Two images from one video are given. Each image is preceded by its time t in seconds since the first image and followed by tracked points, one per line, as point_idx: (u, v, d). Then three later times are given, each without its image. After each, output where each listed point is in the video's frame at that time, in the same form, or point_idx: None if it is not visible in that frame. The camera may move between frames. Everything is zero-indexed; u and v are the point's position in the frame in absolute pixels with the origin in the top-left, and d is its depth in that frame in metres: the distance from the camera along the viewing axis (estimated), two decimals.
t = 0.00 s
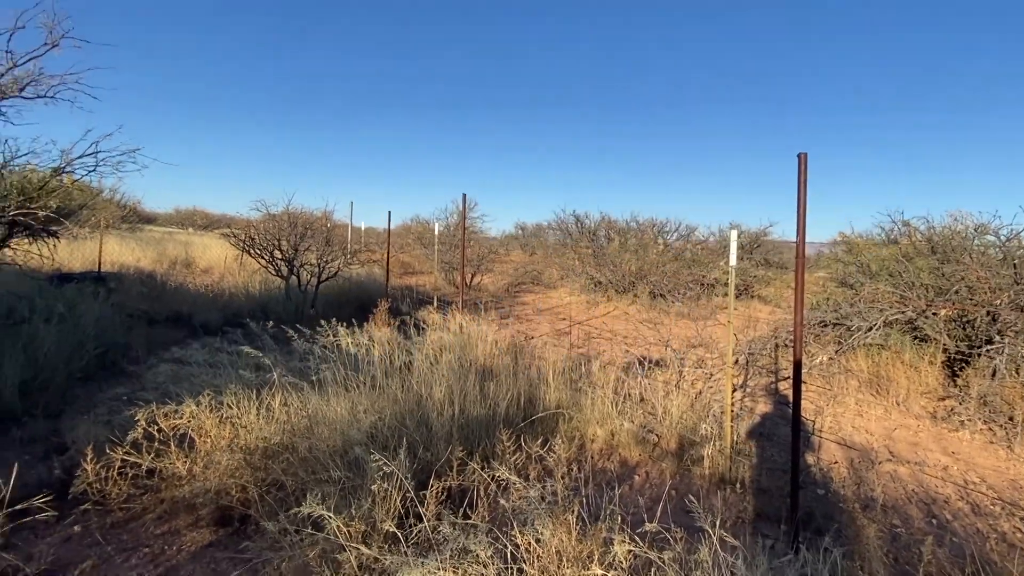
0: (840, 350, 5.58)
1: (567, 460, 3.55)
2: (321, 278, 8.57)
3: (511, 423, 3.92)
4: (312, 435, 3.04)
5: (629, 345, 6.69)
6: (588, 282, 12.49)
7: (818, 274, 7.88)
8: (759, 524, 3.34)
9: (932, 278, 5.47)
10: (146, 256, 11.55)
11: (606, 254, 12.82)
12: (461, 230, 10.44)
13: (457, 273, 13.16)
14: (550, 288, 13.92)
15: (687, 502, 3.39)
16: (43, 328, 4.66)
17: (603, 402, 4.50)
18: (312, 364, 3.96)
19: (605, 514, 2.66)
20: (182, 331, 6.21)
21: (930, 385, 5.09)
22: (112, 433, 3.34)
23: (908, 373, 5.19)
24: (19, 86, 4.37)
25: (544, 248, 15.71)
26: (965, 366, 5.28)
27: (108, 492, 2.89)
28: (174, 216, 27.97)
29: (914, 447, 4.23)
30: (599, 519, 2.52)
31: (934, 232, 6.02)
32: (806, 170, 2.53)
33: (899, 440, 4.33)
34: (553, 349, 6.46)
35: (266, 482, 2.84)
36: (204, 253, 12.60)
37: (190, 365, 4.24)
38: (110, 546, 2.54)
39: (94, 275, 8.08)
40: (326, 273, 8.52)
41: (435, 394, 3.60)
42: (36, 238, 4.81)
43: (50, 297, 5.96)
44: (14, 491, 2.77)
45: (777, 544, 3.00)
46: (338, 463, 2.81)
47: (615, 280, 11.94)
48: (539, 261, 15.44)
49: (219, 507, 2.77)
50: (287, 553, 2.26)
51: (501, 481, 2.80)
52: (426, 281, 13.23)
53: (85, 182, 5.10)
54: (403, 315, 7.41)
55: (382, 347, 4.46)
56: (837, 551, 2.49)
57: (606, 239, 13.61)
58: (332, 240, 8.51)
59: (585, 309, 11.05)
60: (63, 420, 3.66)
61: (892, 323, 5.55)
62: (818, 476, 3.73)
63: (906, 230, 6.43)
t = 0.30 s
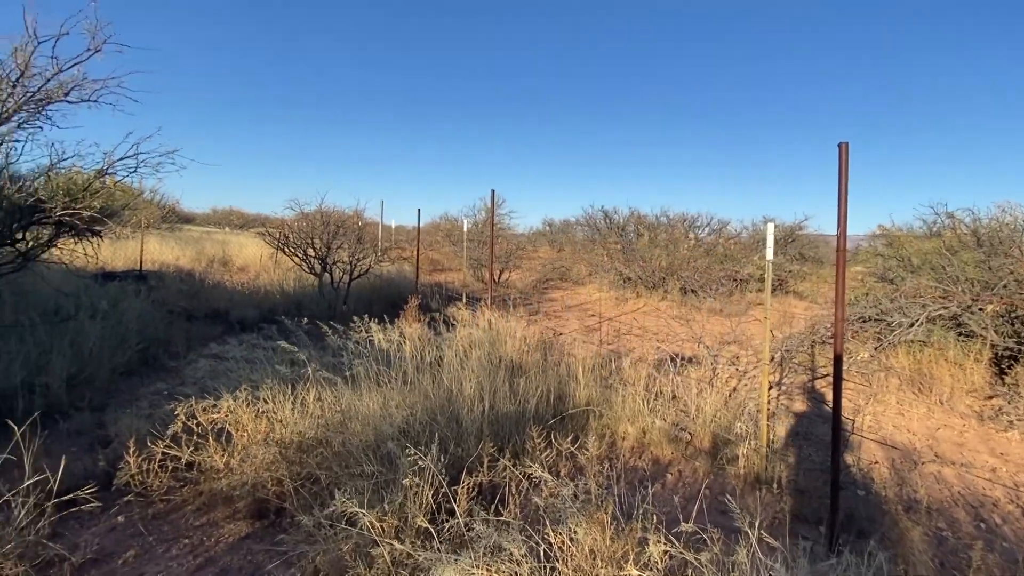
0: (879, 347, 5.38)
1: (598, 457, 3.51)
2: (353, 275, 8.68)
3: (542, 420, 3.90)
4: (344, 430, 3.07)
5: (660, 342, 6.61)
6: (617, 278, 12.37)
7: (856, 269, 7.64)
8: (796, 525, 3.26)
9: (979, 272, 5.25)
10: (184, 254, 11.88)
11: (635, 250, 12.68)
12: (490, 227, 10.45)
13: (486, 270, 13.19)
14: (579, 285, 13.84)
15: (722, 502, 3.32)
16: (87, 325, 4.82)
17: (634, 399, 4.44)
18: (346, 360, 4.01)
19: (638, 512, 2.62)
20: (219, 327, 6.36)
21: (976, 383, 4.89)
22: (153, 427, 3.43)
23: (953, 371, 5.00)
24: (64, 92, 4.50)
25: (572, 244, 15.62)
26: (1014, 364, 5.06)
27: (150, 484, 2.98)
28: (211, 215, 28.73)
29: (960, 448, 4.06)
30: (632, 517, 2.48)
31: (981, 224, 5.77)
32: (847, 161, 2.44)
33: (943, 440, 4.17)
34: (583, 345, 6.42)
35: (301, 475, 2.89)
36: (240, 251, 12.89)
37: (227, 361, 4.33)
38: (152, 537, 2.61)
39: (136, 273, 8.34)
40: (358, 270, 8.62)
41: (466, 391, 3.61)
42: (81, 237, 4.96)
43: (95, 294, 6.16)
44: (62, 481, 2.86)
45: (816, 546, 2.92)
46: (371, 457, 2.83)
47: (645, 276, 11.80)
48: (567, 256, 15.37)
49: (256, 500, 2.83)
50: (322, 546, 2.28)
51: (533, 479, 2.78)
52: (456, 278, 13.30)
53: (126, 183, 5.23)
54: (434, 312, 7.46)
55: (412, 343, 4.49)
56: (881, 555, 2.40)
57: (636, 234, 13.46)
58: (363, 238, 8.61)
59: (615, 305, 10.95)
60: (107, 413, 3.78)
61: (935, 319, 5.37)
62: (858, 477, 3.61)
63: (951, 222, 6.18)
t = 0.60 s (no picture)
0: (930, 345, 5.30)
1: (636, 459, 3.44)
2: (388, 274, 8.76)
3: (578, 420, 3.85)
4: (381, 427, 3.08)
5: (698, 341, 6.46)
6: (652, 276, 12.17)
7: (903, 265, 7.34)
8: (845, 531, 3.12)
9: None
10: (226, 256, 12.20)
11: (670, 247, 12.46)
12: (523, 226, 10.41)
13: (519, 269, 13.16)
14: (613, 283, 13.68)
15: (765, 507, 3.20)
16: (134, 323, 4.97)
17: (672, 399, 4.34)
18: (382, 358, 4.04)
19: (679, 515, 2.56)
20: (258, 325, 6.49)
21: None
22: (197, 423, 3.51)
23: (1010, 371, 4.73)
24: (112, 98, 4.64)
25: (605, 242, 15.46)
26: None
27: (193, 479, 3.04)
28: (250, 218, 29.50)
29: (1021, 453, 3.83)
30: (672, 520, 2.42)
31: None
32: (900, 149, 2.32)
33: (1001, 444, 3.94)
34: (619, 344, 6.31)
35: (339, 472, 2.90)
36: (279, 252, 13.17)
37: (266, 359, 4.41)
38: (195, 531, 2.66)
39: (180, 273, 8.60)
40: (392, 269, 8.70)
41: (501, 389, 3.58)
42: (128, 238, 5.12)
43: (142, 294, 6.36)
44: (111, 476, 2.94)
45: (867, 555, 2.79)
46: (407, 455, 2.83)
47: (680, 273, 11.57)
48: (600, 254, 15.21)
49: (295, 496, 2.85)
50: (360, 543, 2.28)
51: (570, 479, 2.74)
52: (488, 277, 13.30)
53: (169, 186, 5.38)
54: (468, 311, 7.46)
55: (447, 341, 4.49)
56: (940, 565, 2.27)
57: (670, 231, 13.24)
58: (397, 237, 8.68)
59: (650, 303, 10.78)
60: (153, 409, 3.88)
61: (990, 317, 5.12)
62: (910, 482, 3.44)
63: (1006, 215, 5.87)
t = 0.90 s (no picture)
0: (998, 350, 4.98)
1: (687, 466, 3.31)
2: (427, 276, 8.79)
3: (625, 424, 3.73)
4: (425, 429, 3.04)
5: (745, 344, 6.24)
6: (693, 277, 11.89)
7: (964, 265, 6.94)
8: (915, 548, 2.92)
9: None
10: (269, 258, 12.47)
11: (711, 248, 12.16)
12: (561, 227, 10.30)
13: (556, 270, 13.05)
14: (652, 285, 13.43)
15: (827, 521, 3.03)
16: (185, 324, 5.09)
17: (721, 405, 4.18)
18: (424, 359, 4.01)
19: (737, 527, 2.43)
20: (301, 326, 6.58)
21: None
22: (244, 423, 3.54)
23: None
24: (164, 104, 4.77)
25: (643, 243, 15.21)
26: None
27: (241, 478, 3.05)
28: (292, 221, 30.22)
29: None
30: (730, 533, 2.29)
31: None
32: (978, 138, 2.15)
33: None
34: (662, 347, 6.15)
35: (384, 474, 2.87)
36: (319, 255, 13.40)
37: (311, 359, 4.44)
38: (243, 530, 2.67)
39: (226, 275, 8.82)
40: (431, 271, 8.72)
41: (545, 392, 3.50)
42: (178, 241, 5.25)
43: (191, 295, 6.53)
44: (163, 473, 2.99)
45: (942, 574, 2.59)
46: (453, 458, 2.78)
47: (723, 274, 11.26)
48: (638, 255, 14.97)
49: (341, 497, 2.83)
50: (407, 548, 2.23)
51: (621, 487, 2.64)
52: (525, 279, 13.23)
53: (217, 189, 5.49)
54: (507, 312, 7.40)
55: (488, 342, 4.44)
56: None
57: (711, 231, 12.92)
58: (435, 239, 8.70)
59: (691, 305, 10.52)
60: (202, 408, 3.95)
61: None
62: (985, 497, 3.21)
63: None
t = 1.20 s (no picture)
0: None
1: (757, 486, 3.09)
2: (469, 281, 8.73)
3: (686, 439, 3.54)
4: (482, 442, 2.93)
5: (804, 354, 5.93)
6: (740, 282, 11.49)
7: None
8: None
9: None
10: (313, 263, 12.63)
11: (759, 252, 11.74)
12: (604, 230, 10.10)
13: (597, 275, 12.82)
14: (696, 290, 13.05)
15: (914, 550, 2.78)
16: (237, 328, 5.14)
17: (788, 420, 3.93)
18: (476, 368, 3.91)
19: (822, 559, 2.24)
20: (347, 331, 6.59)
21: None
22: (297, 431, 3.50)
23: None
24: (218, 112, 4.83)
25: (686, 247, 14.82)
26: None
27: (296, 487, 3.00)
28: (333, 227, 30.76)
29: None
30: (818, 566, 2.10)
31: None
32: None
33: None
34: (716, 356, 5.89)
35: (440, 489, 2.78)
36: (361, 259, 13.51)
37: (361, 366, 4.40)
38: (298, 543, 2.60)
39: (273, 280, 8.94)
40: (474, 276, 8.65)
41: (602, 405, 3.35)
42: (231, 246, 5.31)
43: (242, 300, 6.61)
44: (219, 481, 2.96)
45: None
46: (512, 474, 2.66)
47: (773, 279, 10.84)
48: (681, 260, 14.59)
49: (396, 512, 2.75)
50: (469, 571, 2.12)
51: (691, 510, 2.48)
52: (566, 284, 13.03)
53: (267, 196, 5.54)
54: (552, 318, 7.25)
55: (539, 351, 4.31)
56: None
57: (758, 235, 12.48)
58: (478, 243, 8.63)
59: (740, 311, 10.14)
60: (255, 415, 3.93)
61: None
62: None
63: None
